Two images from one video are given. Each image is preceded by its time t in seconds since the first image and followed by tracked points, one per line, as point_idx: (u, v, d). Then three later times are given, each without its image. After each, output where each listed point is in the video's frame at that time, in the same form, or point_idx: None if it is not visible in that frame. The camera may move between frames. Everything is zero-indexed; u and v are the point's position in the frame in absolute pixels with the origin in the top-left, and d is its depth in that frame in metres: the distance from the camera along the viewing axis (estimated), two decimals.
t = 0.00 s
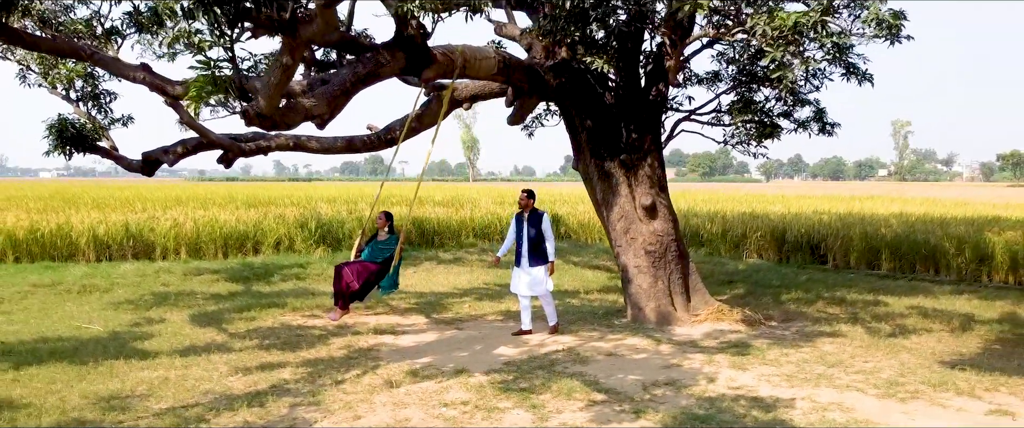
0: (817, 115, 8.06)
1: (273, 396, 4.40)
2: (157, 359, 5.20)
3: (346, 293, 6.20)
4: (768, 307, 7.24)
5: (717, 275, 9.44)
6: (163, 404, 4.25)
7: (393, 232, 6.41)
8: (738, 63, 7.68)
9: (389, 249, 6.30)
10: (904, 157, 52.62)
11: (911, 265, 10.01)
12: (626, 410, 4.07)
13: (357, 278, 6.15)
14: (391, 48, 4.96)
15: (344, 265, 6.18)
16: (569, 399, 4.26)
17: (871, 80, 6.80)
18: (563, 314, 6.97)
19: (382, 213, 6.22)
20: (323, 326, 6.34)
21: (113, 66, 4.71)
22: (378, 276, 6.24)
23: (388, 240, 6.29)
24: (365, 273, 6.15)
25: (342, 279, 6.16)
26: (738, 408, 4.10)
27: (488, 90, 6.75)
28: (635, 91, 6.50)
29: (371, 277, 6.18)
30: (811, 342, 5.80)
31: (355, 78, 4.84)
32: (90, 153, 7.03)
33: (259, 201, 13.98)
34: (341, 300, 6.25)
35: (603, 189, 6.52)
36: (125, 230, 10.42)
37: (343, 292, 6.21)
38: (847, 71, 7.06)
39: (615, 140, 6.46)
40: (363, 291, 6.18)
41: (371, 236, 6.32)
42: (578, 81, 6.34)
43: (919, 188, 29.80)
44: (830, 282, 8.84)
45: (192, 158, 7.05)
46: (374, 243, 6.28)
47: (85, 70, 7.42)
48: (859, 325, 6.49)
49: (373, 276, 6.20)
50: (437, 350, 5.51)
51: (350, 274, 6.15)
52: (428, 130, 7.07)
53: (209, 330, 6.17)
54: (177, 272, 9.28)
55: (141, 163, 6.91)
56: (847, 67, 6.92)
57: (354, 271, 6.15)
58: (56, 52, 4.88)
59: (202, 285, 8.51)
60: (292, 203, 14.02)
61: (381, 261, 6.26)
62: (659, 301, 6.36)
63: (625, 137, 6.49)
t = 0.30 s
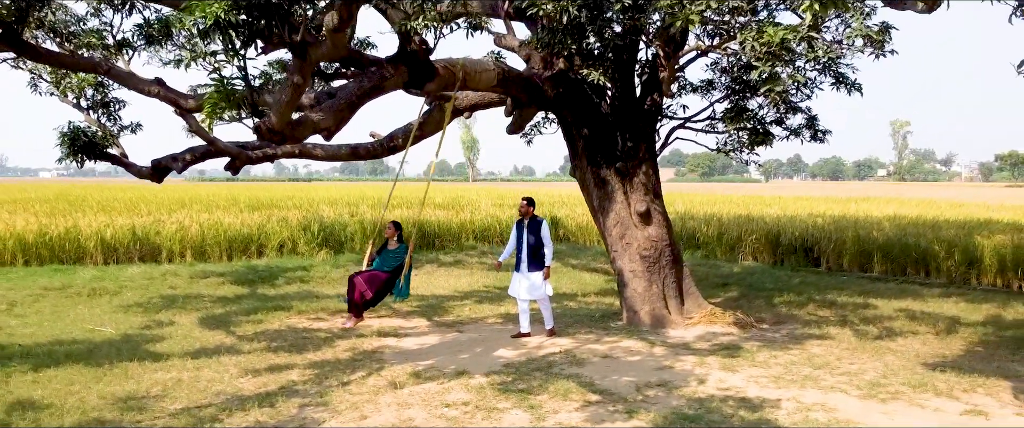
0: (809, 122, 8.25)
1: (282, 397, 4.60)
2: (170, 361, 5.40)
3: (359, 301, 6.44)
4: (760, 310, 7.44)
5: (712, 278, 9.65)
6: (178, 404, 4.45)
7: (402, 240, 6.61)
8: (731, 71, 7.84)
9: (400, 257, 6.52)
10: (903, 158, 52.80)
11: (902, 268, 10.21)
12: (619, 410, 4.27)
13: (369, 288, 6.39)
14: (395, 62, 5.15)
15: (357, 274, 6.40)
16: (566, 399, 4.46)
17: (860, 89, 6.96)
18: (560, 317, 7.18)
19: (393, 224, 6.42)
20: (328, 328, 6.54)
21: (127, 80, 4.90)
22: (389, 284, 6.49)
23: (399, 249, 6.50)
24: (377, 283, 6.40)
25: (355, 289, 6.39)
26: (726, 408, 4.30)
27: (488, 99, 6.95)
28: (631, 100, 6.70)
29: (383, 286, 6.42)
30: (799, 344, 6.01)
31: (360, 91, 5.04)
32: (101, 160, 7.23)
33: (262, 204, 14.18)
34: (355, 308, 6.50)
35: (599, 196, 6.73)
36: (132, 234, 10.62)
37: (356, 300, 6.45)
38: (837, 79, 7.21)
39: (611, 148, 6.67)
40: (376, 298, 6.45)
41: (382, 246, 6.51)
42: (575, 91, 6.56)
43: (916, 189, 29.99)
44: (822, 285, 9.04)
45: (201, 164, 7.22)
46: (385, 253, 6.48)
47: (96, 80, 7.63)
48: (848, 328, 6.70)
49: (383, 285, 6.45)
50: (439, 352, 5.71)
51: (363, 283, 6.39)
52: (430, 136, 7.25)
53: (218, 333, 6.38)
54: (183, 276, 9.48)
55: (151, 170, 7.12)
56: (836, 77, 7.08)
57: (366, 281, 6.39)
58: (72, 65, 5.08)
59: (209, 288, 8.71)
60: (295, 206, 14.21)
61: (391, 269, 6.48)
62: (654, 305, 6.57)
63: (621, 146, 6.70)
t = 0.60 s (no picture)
0: (801, 129, 8.43)
1: (291, 397, 4.80)
2: (181, 363, 5.59)
3: (377, 312, 6.34)
4: (754, 313, 7.63)
5: (708, 281, 9.85)
6: (191, 404, 4.64)
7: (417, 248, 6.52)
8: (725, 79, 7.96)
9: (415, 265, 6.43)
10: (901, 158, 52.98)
11: (894, 270, 10.40)
12: (614, 410, 4.46)
13: (387, 298, 6.30)
14: (398, 74, 5.32)
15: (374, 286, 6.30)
16: (563, 399, 4.66)
17: (850, 98, 7.07)
18: (558, 319, 7.37)
19: (407, 234, 6.34)
20: (333, 331, 6.73)
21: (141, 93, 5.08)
22: (406, 292, 6.41)
23: (413, 258, 6.40)
24: (394, 292, 6.32)
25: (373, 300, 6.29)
26: (716, 408, 4.49)
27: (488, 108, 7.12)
28: (627, 109, 6.89)
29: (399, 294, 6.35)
30: (789, 346, 6.20)
31: (365, 103, 5.22)
32: (110, 166, 7.41)
33: (265, 206, 14.37)
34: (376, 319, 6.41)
35: (597, 201, 6.91)
36: (138, 237, 10.81)
37: (375, 311, 6.36)
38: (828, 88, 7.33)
39: (608, 155, 6.85)
40: (394, 308, 6.36)
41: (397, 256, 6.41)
42: (573, 99, 6.73)
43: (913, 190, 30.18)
44: (815, 288, 9.24)
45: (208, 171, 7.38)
46: (400, 262, 6.39)
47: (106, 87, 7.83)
48: (838, 330, 6.89)
49: (401, 294, 6.36)
50: (440, 354, 5.90)
51: (380, 294, 6.29)
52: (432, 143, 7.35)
53: (226, 335, 6.57)
54: (190, 278, 9.67)
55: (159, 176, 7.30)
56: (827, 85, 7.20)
57: (383, 292, 6.29)
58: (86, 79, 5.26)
59: (215, 291, 8.90)
60: (297, 208, 14.40)
61: (408, 278, 6.37)
62: (649, 307, 6.76)
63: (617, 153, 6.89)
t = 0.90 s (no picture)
0: (795, 135, 8.63)
1: (299, 398, 5.00)
2: (192, 364, 5.81)
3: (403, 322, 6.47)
4: (746, 315, 7.85)
5: (703, 283, 10.06)
6: (204, 404, 4.85)
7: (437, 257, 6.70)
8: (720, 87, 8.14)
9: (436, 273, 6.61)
10: (900, 158, 53.15)
11: (886, 272, 10.61)
12: (608, 410, 4.68)
13: (412, 307, 6.44)
14: (402, 86, 5.53)
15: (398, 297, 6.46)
16: (560, 399, 4.87)
17: (840, 107, 7.22)
18: (556, 321, 7.59)
19: (427, 243, 6.47)
20: (338, 333, 6.95)
21: (156, 106, 5.31)
22: (427, 300, 6.57)
23: (434, 266, 6.58)
24: (418, 301, 6.47)
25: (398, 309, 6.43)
26: (706, 408, 4.71)
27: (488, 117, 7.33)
28: (622, 118, 7.10)
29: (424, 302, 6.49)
30: (779, 348, 6.42)
31: (370, 115, 5.42)
32: (120, 172, 7.62)
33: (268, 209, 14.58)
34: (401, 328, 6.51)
35: (593, 207, 7.14)
36: (145, 240, 11.02)
37: (400, 322, 6.49)
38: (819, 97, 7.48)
39: (604, 163, 7.07)
40: (419, 316, 6.52)
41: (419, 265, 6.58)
42: (570, 109, 6.95)
43: (910, 191, 30.38)
44: (807, 290, 9.45)
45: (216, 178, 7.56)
46: (422, 271, 6.56)
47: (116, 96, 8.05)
48: (827, 332, 7.10)
49: (424, 302, 6.52)
50: (442, 356, 6.12)
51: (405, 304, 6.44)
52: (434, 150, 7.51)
53: (234, 337, 6.78)
54: (196, 281, 9.88)
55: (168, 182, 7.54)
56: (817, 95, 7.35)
57: (408, 301, 6.44)
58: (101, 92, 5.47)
59: (221, 293, 9.12)
60: (300, 211, 14.62)
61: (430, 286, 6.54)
62: (644, 310, 6.97)
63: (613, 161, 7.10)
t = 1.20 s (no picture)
0: (787, 141, 8.84)
1: (307, 398, 5.22)
2: (203, 365, 6.02)
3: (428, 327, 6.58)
4: (739, 317, 8.06)
5: (698, 285, 10.27)
6: (216, 404, 5.07)
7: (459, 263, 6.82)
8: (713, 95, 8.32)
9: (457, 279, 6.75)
10: (899, 159, 53.34)
11: (878, 275, 10.82)
12: (603, 409, 4.89)
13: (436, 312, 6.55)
14: (404, 98, 5.72)
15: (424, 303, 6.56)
16: (557, 399, 5.09)
17: (830, 114, 7.41)
18: (554, 323, 7.81)
19: (450, 250, 6.61)
20: (342, 335, 7.17)
21: (169, 117, 5.54)
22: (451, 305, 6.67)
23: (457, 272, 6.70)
24: (442, 306, 6.59)
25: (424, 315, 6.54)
26: (696, 407, 4.92)
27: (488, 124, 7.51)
28: (618, 126, 7.32)
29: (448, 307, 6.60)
30: (770, 349, 6.63)
31: (375, 126, 5.62)
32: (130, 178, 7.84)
33: (271, 212, 14.79)
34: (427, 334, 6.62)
35: (590, 212, 7.35)
36: (151, 243, 11.23)
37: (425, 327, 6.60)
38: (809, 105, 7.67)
39: (600, 169, 7.28)
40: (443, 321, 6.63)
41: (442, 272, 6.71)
42: (567, 117, 7.17)
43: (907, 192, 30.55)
44: (800, 293, 9.66)
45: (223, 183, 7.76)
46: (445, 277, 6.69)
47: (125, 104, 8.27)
48: (817, 333, 7.32)
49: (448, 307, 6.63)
50: (444, 357, 6.34)
51: (429, 309, 6.55)
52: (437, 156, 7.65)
53: (242, 339, 6.99)
54: (202, 283, 10.09)
55: (176, 188, 7.76)
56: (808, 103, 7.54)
57: (433, 307, 6.55)
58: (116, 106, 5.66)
59: (227, 296, 9.33)
60: (303, 213, 14.83)
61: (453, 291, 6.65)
62: (639, 313, 7.19)
63: (609, 168, 7.32)
